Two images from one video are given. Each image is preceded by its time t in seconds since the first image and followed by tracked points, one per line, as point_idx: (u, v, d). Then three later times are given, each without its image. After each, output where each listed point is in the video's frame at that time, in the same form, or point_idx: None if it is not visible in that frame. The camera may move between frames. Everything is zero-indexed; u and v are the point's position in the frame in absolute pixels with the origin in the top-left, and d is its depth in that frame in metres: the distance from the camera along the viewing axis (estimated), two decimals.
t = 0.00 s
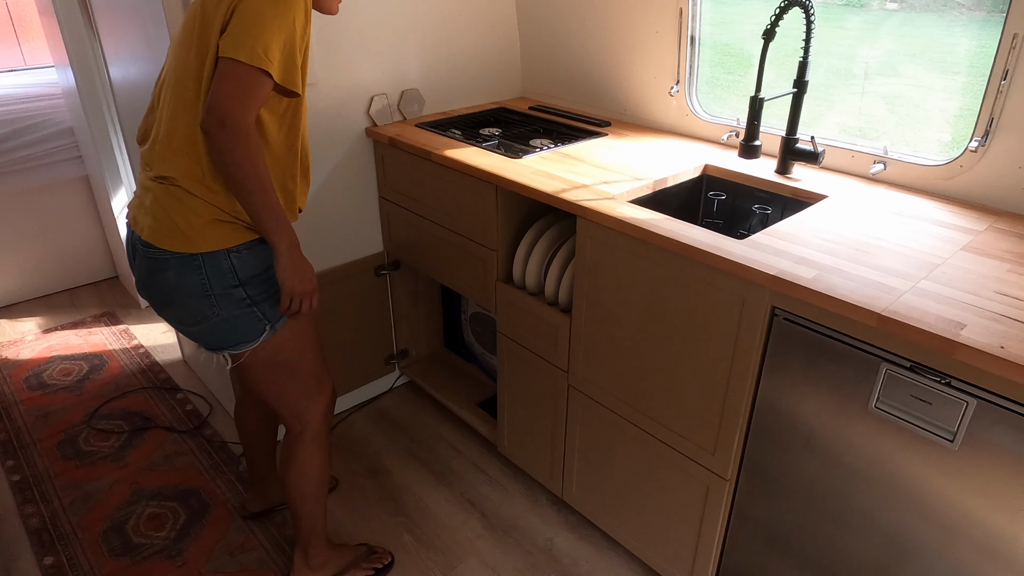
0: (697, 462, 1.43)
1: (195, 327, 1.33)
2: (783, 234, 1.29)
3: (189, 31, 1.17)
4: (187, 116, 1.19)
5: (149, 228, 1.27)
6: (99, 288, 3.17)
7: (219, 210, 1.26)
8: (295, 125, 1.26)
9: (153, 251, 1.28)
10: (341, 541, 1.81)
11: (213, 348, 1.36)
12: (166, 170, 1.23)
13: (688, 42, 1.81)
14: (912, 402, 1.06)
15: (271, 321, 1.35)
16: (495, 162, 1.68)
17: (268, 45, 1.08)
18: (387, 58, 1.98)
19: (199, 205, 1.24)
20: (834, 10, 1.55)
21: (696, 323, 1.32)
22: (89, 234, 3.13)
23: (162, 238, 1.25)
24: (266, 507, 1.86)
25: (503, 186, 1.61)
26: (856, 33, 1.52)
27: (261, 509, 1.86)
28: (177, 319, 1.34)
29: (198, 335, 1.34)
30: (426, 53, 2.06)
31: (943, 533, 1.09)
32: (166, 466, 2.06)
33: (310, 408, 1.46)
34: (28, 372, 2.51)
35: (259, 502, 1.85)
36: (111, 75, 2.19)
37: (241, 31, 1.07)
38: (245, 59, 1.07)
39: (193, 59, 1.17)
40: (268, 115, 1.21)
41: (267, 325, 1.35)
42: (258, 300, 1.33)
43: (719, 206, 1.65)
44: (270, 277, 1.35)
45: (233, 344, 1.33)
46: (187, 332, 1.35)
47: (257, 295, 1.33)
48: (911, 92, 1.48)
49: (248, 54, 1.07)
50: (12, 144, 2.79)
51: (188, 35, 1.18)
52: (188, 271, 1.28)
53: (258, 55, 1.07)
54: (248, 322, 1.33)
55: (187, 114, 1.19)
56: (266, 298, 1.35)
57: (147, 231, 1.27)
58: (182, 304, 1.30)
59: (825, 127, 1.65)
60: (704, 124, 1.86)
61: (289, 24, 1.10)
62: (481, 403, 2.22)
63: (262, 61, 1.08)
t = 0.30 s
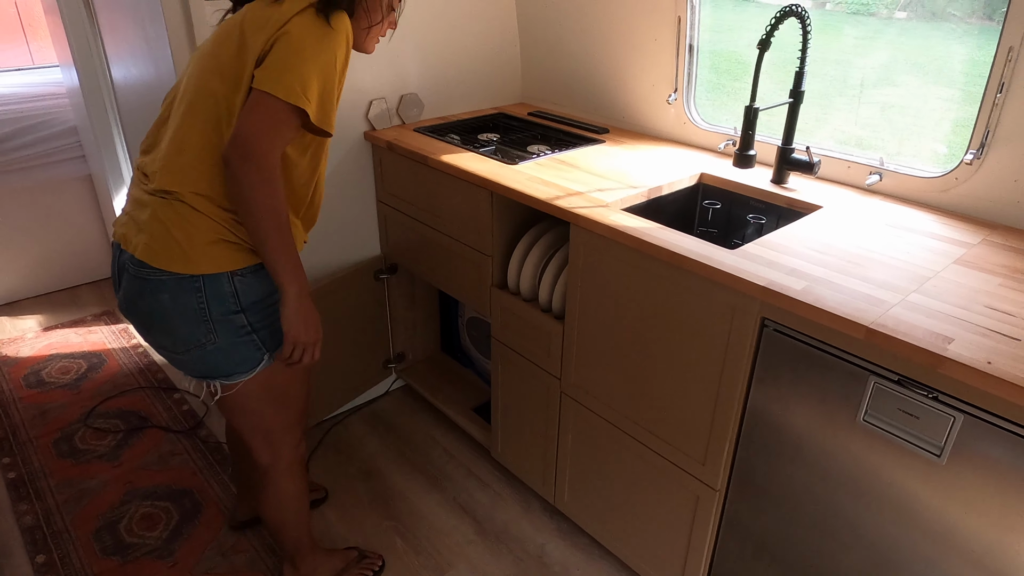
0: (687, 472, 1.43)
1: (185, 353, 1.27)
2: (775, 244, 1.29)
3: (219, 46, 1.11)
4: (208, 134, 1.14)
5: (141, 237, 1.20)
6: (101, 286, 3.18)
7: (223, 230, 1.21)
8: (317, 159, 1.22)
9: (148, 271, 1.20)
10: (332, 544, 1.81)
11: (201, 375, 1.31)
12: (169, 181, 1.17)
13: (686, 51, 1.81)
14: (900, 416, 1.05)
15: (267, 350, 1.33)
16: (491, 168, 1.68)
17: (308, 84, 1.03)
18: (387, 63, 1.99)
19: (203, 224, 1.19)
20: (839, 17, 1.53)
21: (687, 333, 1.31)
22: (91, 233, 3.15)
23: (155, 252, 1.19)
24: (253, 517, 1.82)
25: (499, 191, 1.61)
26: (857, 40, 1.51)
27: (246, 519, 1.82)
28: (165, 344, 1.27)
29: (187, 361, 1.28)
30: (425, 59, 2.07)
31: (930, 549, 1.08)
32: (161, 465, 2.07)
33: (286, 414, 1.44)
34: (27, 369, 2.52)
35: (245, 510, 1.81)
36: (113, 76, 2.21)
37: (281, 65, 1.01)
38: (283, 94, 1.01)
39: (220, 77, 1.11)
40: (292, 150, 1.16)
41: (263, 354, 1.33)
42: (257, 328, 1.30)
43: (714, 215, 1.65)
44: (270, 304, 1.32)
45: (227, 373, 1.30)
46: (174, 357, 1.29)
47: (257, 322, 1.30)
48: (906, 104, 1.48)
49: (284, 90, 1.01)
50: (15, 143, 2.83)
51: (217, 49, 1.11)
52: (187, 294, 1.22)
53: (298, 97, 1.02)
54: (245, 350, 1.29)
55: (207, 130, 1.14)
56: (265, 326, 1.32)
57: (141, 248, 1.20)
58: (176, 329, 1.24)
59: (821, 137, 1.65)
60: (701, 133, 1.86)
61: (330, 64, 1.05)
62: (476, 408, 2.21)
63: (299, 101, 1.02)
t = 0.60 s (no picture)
0: (689, 481, 1.42)
1: (201, 369, 1.28)
2: (777, 253, 1.28)
3: (238, 66, 1.11)
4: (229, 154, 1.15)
5: (158, 255, 1.21)
6: (112, 291, 3.22)
7: (243, 248, 1.22)
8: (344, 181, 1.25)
9: (165, 290, 1.21)
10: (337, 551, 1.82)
11: (217, 391, 1.32)
12: (189, 201, 1.17)
13: (690, 59, 1.81)
14: (902, 428, 1.05)
15: (283, 365, 1.34)
16: (495, 176, 1.69)
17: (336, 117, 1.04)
18: (392, 71, 2.00)
19: (224, 242, 1.20)
20: (853, 21, 1.50)
21: (689, 342, 1.31)
22: (103, 239, 3.18)
23: (174, 272, 1.20)
24: (245, 560, 1.74)
25: (502, 200, 1.61)
26: (868, 44, 1.50)
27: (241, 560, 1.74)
28: (181, 361, 1.28)
29: (204, 377, 1.29)
30: (431, 67, 2.08)
31: (932, 561, 1.07)
32: (168, 470, 2.09)
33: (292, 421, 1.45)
34: (39, 374, 2.55)
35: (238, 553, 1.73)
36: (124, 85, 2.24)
37: (309, 99, 1.03)
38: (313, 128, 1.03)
39: (241, 99, 1.11)
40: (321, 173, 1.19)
41: (279, 369, 1.34)
42: (273, 343, 1.31)
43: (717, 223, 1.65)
44: (285, 319, 1.33)
45: (243, 388, 1.30)
46: (191, 374, 1.30)
47: (273, 338, 1.31)
48: (909, 112, 1.48)
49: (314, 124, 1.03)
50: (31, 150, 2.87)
51: (235, 69, 1.11)
52: (203, 312, 1.23)
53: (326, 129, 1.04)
54: (261, 365, 1.31)
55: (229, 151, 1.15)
56: (281, 341, 1.33)
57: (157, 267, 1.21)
58: (192, 347, 1.25)
59: (825, 145, 1.65)
60: (706, 140, 1.86)
61: (354, 91, 1.07)
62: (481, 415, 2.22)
63: (331, 135, 1.05)
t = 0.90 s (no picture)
0: (691, 489, 1.42)
1: (210, 370, 1.29)
2: (779, 261, 1.28)
3: (258, 80, 1.13)
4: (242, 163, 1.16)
5: (164, 258, 1.21)
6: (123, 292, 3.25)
7: (249, 255, 1.22)
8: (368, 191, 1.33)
9: (173, 295, 1.22)
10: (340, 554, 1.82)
11: (224, 391, 1.34)
12: (197, 206, 1.18)
13: (695, 65, 1.81)
14: (902, 438, 1.04)
15: (289, 362, 1.35)
16: (498, 181, 1.69)
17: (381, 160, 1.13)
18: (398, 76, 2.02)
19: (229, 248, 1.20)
20: (867, 24, 1.48)
21: (690, 350, 1.31)
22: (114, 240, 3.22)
23: (180, 275, 1.20)
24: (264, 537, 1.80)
25: (505, 206, 1.62)
26: (883, 47, 1.47)
27: (257, 542, 1.80)
28: (189, 363, 1.30)
29: (212, 377, 1.31)
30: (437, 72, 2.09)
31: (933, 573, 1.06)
32: (174, 471, 2.10)
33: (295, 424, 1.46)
34: (49, 374, 2.58)
35: (257, 532, 1.79)
36: (135, 88, 2.27)
37: (357, 147, 1.11)
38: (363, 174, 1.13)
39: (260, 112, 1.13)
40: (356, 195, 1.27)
41: (286, 368, 1.35)
42: (278, 342, 1.32)
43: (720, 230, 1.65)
44: (290, 317, 1.34)
45: (250, 388, 1.32)
46: (198, 375, 1.32)
47: (278, 337, 1.32)
48: (915, 120, 1.47)
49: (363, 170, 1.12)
50: (43, 152, 2.90)
51: (256, 83, 1.13)
52: (211, 314, 1.23)
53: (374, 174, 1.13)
54: (268, 364, 1.32)
55: (241, 160, 1.16)
56: (287, 340, 1.34)
57: (168, 273, 1.21)
58: (200, 349, 1.26)
59: (830, 152, 1.64)
60: (711, 146, 1.86)
61: (391, 130, 1.15)
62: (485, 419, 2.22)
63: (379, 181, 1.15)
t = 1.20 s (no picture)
0: (695, 493, 1.41)
1: (199, 343, 1.33)
2: (789, 267, 1.27)
3: (298, 100, 1.20)
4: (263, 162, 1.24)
5: (165, 230, 1.26)
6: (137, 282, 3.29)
7: (250, 243, 1.28)
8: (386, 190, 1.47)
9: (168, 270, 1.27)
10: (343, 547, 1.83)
11: (213, 365, 1.38)
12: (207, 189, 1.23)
13: (712, 68, 1.80)
14: (909, 449, 1.03)
15: (275, 339, 1.39)
16: (510, 180, 1.69)
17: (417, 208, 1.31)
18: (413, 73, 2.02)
19: (232, 233, 1.25)
20: (890, 30, 1.46)
21: (697, 354, 1.30)
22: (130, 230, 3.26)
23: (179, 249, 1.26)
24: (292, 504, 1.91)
25: (516, 205, 1.62)
26: (904, 54, 1.45)
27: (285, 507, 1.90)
28: (179, 336, 1.34)
29: (201, 351, 1.35)
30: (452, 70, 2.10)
31: None
32: (182, 460, 2.12)
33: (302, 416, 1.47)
34: (63, 360, 2.62)
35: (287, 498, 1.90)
36: (154, 80, 2.30)
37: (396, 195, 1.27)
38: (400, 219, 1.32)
39: (294, 130, 1.21)
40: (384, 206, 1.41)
41: (272, 343, 1.39)
42: (265, 319, 1.36)
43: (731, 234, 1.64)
44: (277, 296, 1.37)
45: (237, 362, 1.36)
46: (188, 348, 1.36)
47: (266, 314, 1.35)
48: (932, 129, 1.45)
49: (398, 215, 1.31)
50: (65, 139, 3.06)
51: (294, 100, 1.20)
52: (201, 289, 1.28)
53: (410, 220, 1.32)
54: (255, 340, 1.36)
55: (262, 159, 1.23)
56: (274, 317, 1.37)
57: (168, 247, 1.26)
58: (190, 322, 1.30)
59: (845, 159, 1.63)
60: (725, 150, 1.85)
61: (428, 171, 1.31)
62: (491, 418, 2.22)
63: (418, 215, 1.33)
